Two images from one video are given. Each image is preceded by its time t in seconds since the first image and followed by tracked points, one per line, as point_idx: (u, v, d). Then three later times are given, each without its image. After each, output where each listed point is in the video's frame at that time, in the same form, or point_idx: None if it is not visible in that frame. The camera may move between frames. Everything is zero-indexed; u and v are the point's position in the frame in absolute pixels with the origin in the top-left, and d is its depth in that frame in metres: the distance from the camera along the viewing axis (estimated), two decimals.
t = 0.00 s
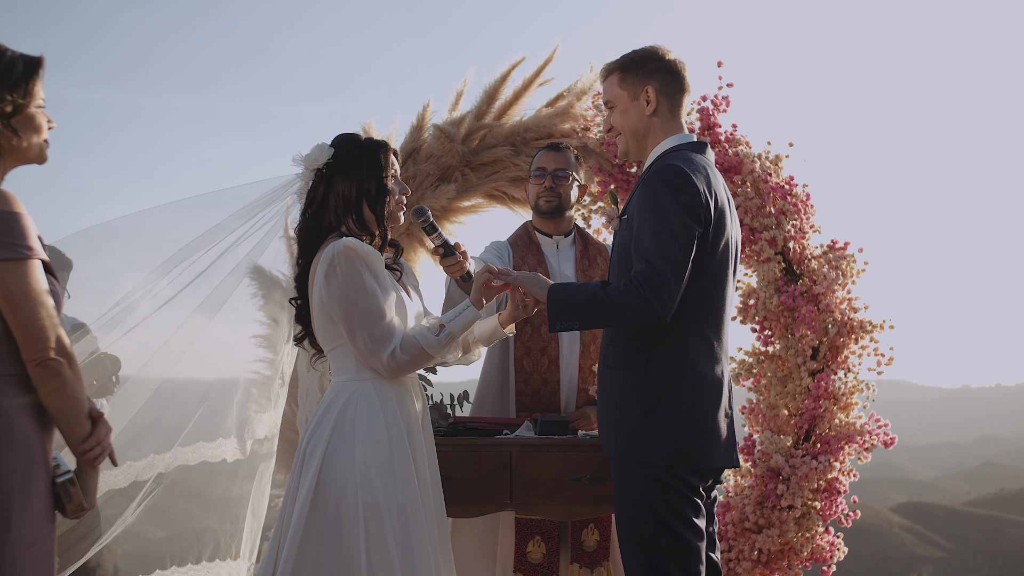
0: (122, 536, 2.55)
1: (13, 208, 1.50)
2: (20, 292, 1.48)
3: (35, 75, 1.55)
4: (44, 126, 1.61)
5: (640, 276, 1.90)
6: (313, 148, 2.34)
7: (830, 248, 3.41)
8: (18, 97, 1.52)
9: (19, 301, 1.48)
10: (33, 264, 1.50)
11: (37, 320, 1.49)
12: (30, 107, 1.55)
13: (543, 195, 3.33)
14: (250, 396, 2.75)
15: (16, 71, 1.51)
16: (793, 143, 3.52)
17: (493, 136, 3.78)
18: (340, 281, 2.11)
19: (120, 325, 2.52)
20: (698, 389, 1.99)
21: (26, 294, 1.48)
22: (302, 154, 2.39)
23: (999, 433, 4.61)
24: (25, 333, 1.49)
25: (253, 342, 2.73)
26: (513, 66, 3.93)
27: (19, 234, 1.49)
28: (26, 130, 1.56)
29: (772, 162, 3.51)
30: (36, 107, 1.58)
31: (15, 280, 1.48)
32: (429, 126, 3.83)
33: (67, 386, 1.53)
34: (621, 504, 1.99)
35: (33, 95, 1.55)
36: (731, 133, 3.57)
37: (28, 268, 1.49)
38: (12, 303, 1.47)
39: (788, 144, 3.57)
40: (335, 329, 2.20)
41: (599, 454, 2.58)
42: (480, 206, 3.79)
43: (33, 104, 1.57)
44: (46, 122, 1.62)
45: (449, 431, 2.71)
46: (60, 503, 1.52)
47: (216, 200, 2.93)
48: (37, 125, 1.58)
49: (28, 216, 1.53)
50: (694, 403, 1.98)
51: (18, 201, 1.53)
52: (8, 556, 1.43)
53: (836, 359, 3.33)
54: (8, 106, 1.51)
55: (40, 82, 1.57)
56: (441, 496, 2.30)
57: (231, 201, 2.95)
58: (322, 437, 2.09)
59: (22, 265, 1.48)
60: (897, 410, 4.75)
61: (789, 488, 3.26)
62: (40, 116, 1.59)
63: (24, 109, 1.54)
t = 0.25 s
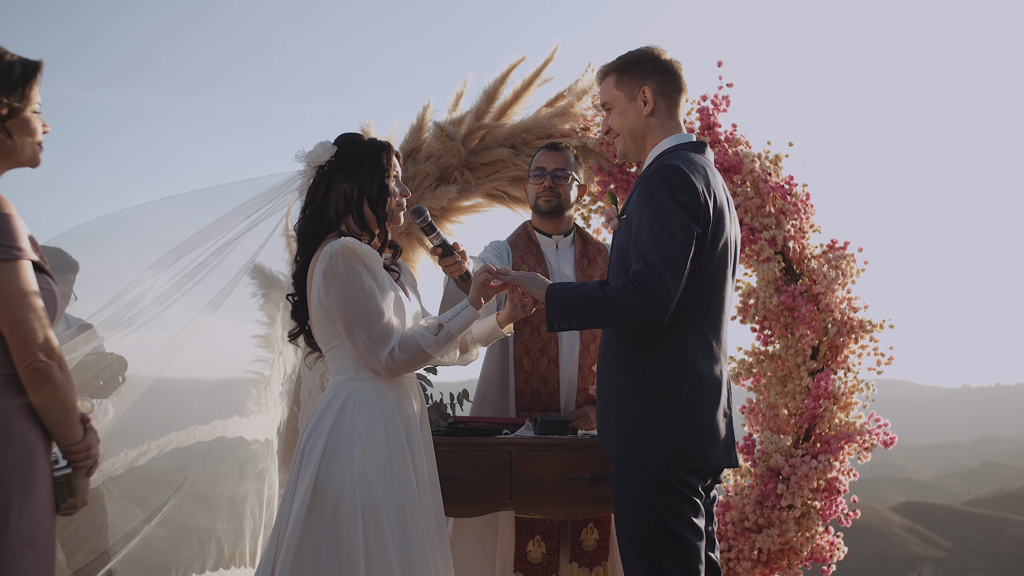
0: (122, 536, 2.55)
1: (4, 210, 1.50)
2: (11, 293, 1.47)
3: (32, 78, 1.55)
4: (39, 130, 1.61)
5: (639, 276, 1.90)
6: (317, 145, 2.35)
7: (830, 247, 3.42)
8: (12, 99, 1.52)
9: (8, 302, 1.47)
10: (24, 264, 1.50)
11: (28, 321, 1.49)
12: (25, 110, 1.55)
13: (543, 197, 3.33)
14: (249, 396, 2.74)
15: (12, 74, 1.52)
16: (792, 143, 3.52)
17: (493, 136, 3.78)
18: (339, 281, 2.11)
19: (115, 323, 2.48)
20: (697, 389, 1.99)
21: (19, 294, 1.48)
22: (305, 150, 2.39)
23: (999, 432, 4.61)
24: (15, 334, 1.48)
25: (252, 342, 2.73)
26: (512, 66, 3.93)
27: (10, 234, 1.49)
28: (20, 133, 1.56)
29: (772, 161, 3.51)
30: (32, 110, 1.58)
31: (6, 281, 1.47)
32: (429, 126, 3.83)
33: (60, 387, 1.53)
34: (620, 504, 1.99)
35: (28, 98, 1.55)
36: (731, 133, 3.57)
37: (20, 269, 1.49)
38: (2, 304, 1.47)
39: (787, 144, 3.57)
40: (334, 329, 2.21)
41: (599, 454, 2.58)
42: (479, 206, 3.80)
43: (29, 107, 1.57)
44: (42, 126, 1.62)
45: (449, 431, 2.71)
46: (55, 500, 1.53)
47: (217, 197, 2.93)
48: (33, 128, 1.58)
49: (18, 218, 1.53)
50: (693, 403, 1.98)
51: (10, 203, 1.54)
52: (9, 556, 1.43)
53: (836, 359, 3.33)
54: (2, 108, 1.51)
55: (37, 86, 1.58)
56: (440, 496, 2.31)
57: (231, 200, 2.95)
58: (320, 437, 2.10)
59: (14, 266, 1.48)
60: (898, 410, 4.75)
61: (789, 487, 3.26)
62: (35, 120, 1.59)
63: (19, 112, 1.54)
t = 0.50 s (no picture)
0: (122, 536, 2.62)
1: None
2: (5, 294, 1.47)
3: (30, 81, 1.56)
4: (36, 133, 1.60)
5: (637, 276, 1.90)
6: (316, 144, 2.35)
7: (830, 247, 3.41)
8: (9, 101, 1.52)
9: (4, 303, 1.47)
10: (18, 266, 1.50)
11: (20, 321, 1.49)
12: (22, 113, 1.55)
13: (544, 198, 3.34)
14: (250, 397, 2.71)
15: (11, 76, 1.52)
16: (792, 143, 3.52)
17: (493, 136, 3.78)
18: (337, 282, 2.11)
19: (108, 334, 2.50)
20: (697, 389, 1.99)
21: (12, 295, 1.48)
22: (304, 149, 2.40)
23: (999, 432, 4.61)
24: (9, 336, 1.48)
25: (253, 343, 2.70)
26: (512, 66, 3.93)
27: (3, 235, 1.49)
28: (17, 135, 1.56)
29: (772, 161, 3.51)
30: (30, 113, 1.58)
31: None
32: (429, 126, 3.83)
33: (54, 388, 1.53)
34: (620, 505, 1.99)
35: (26, 101, 1.56)
36: (731, 133, 3.57)
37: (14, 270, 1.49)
38: None
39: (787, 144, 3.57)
40: (333, 329, 2.21)
41: (599, 454, 2.58)
42: (479, 206, 3.80)
43: (26, 110, 1.57)
44: (39, 129, 1.62)
45: (449, 431, 2.71)
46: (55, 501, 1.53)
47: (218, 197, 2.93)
48: (29, 130, 1.58)
49: (13, 221, 1.54)
50: (692, 403, 1.98)
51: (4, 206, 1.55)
52: (11, 555, 1.43)
53: (836, 359, 3.33)
54: None
55: (36, 88, 1.58)
56: (439, 497, 2.31)
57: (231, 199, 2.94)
58: (320, 438, 2.10)
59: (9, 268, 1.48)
60: (898, 410, 4.75)
61: (789, 487, 3.26)
62: (32, 122, 1.59)
63: (15, 114, 1.54)
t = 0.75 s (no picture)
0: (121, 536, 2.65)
1: None
2: (2, 293, 1.48)
3: (28, 81, 1.56)
4: (33, 133, 1.60)
5: (637, 276, 1.91)
6: (313, 144, 2.35)
7: (830, 247, 3.41)
8: (6, 99, 1.52)
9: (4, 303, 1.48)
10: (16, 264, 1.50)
11: (16, 320, 1.49)
12: (19, 112, 1.55)
13: (545, 198, 3.34)
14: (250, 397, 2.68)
15: (9, 75, 1.52)
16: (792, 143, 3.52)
17: (493, 136, 3.78)
18: (337, 282, 2.11)
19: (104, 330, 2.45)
20: (696, 389, 1.99)
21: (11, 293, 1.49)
22: (302, 149, 2.40)
23: (999, 432, 4.61)
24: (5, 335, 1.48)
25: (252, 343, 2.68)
26: (512, 66, 3.93)
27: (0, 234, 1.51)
28: (14, 134, 1.56)
29: (772, 161, 3.51)
30: (27, 112, 1.58)
31: None
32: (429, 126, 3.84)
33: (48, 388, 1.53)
34: (620, 505, 1.99)
35: (23, 100, 1.56)
36: (731, 133, 3.57)
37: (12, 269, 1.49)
38: None
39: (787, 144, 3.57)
40: (333, 330, 2.21)
41: (599, 454, 2.58)
42: (480, 206, 3.80)
43: (24, 109, 1.57)
44: (37, 129, 1.62)
45: (449, 431, 2.71)
46: (50, 501, 1.54)
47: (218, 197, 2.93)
48: (27, 130, 1.59)
49: (11, 219, 1.55)
50: (692, 403, 1.98)
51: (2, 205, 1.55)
52: (10, 556, 1.43)
53: (836, 359, 3.33)
54: None
55: (34, 88, 1.58)
56: (439, 497, 2.31)
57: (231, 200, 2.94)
58: (319, 438, 2.10)
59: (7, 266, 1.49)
60: (898, 410, 4.75)
61: (789, 487, 3.26)
62: (29, 122, 1.59)
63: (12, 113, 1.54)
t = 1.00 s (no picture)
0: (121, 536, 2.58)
1: None
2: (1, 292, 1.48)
3: (27, 81, 1.56)
4: (31, 133, 1.60)
5: (636, 276, 1.90)
6: (309, 146, 2.35)
7: (830, 247, 3.41)
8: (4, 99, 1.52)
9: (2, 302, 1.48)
10: (14, 263, 1.50)
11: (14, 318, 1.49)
12: (17, 112, 1.55)
13: (544, 199, 3.34)
14: (251, 395, 2.67)
15: (8, 74, 1.52)
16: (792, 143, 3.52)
17: (493, 135, 3.78)
18: (337, 282, 2.11)
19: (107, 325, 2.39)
20: (696, 389, 1.99)
21: (11, 293, 1.49)
22: (299, 152, 2.40)
23: (999, 432, 4.61)
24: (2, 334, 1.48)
25: (253, 342, 2.67)
26: (512, 66, 3.93)
27: None
28: (12, 134, 1.56)
29: (772, 161, 3.51)
30: (25, 112, 1.58)
31: None
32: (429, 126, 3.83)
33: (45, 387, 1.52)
34: (620, 505, 1.99)
35: (21, 100, 1.55)
36: (731, 133, 3.57)
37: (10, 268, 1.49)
38: None
39: (787, 144, 3.57)
40: (332, 330, 2.20)
41: (599, 454, 2.58)
42: (480, 206, 3.80)
43: (22, 109, 1.57)
44: (35, 129, 1.62)
45: (449, 431, 2.71)
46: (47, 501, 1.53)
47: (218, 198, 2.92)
48: (25, 130, 1.59)
49: (11, 219, 1.55)
50: (692, 403, 1.98)
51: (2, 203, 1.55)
52: (8, 556, 1.44)
53: (836, 359, 3.33)
54: None
55: (33, 88, 1.58)
56: (438, 497, 2.31)
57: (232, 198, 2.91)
58: (319, 439, 2.10)
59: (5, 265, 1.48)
60: (898, 410, 4.75)
61: (789, 487, 3.26)
62: (27, 121, 1.59)
63: (9, 113, 1.54)
